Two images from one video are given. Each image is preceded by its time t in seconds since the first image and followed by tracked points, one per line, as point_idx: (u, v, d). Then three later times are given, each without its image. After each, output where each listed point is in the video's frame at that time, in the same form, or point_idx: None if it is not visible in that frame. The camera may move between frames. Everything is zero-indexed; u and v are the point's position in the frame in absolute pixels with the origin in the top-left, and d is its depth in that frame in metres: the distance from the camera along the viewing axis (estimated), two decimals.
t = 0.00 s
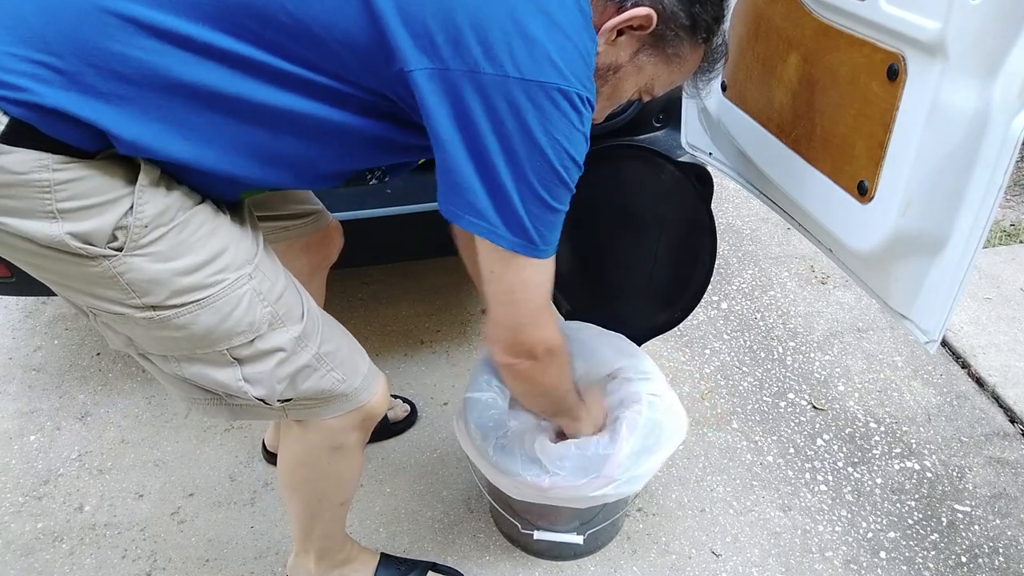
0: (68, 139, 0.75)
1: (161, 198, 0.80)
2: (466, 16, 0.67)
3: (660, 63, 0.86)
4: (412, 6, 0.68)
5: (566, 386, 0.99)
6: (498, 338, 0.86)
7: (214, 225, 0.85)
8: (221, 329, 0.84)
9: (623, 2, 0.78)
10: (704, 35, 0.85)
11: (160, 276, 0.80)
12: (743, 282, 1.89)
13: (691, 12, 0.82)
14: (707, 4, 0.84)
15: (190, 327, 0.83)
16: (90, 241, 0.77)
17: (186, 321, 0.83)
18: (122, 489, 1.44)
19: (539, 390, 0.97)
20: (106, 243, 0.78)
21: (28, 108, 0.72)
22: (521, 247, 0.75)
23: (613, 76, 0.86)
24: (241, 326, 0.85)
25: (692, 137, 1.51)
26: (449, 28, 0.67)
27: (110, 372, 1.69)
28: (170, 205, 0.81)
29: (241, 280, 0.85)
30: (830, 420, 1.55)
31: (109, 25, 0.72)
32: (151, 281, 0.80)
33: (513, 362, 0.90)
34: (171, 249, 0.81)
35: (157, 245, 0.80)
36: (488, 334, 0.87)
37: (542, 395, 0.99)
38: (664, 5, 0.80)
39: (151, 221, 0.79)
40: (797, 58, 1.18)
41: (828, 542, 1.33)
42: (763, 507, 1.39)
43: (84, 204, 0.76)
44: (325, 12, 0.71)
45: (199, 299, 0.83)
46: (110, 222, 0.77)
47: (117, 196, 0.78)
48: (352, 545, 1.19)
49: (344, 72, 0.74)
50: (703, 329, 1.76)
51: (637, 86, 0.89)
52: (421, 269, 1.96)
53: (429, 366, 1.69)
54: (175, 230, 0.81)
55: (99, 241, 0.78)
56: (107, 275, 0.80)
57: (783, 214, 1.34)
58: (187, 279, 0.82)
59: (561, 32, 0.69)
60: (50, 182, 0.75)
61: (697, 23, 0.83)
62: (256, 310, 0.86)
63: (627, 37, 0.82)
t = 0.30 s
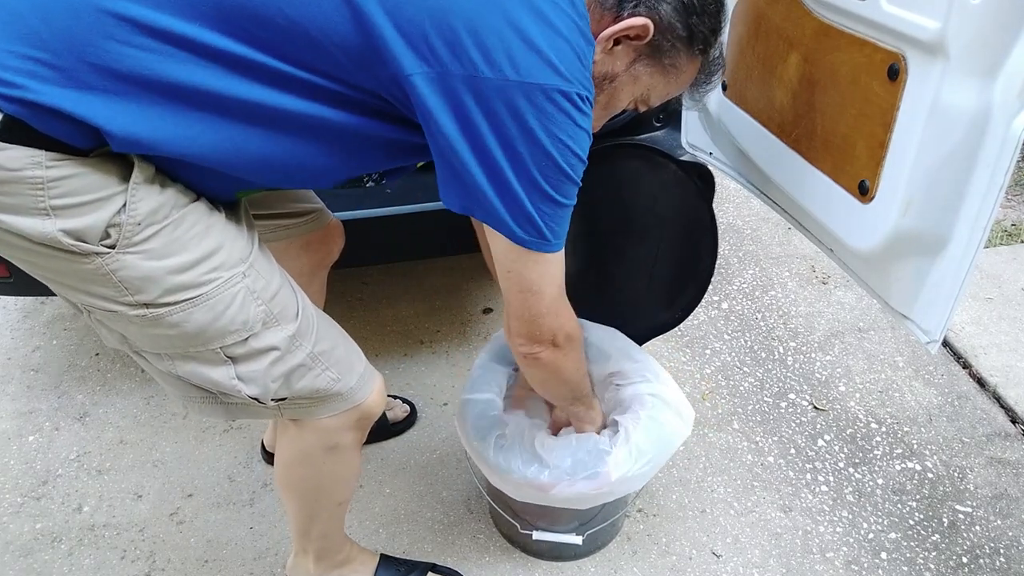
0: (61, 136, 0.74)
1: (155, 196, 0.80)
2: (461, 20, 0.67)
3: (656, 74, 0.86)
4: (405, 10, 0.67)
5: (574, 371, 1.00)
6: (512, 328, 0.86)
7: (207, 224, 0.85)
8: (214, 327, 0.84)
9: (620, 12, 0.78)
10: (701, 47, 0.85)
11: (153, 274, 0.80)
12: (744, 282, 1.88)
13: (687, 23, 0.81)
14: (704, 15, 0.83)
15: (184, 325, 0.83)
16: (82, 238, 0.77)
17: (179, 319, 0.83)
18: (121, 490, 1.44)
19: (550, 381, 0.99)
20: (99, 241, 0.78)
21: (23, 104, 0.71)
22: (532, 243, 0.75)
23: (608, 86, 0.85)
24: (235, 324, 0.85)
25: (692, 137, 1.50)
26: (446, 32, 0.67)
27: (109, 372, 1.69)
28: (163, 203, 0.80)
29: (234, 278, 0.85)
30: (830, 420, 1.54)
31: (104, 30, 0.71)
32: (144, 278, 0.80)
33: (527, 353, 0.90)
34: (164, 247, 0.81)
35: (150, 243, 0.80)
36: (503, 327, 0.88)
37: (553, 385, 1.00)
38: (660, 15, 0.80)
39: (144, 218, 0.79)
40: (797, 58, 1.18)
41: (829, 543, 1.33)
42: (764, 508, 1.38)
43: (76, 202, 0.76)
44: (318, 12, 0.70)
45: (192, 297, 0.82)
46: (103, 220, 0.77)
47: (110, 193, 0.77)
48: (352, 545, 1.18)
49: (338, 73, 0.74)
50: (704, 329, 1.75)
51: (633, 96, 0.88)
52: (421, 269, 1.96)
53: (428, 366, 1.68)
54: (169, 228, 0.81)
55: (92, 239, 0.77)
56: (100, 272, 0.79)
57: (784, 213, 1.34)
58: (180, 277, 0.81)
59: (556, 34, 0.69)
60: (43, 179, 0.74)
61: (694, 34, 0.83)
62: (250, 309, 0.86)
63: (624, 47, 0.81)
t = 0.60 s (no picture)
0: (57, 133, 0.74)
1: (151, 194, 0.79)
2: (457, 12, 0.67)
3: (657, 69, 0.85)
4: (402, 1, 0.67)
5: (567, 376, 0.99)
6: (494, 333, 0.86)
7: (205, 222, 0.85)
8: (212, 326, 0.84)
9: (620, 6, 0.78)
10: (702, 41, 0.85)
11: (150, 272, 0.80)
12: (744, 281, 1.88)
13: (688, 16, 0.81)
14: (705, 9, 0.83)
15: (181, 324, 0.83)
16: (79, 237, 0.77)
17: (177, 318, 0.82)
18: (120, 490, 1.43)
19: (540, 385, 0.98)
20: (95, 239, 0.77)
21: (17, 101, 0.71)
22: (518, 245, 0.75)
23: (608, 81, 0.85)
24: (232, 323, 0.85)
25: (692, 137, 1.50)
26: (439, 22, 0.67)
27: (109, 372, 1.69)
28: (160, 201, 0.80)
29: (232, 276, 0.85)
30: (831, 420, 1.54)
31: (100, 20, 0.71)
32: (141, 277, 0.80)
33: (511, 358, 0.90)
34: (161, 245, 0.80)
35: (147, 241, 0.80)
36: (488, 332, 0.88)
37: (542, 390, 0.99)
38: (660, 10, 0.80)
39: (141, 216, 0.79)
40: (798, 57, 1.17)
41: (830, 543, 1.33)
42: (764, 508, 1.38)
43: (73, 200, 0.76)
44: (313, 5, 0.70)
45: (189, 296, 0.82)
46: (99, 218, 0.77)
47: (106, 191, 0.77)
48: (352, 545, 1.18)
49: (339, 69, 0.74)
50: (704, 329, 1.75)
51: (634, 92, 0.88)
52: (421, 269, 1.95)
53: (428, 366, 1.68)
54: (166, 227, 0.81)
55: (89, 237, 0.77)
56: (97, 271, 0.79)
57: (784, 213, 1.34)
58: (177, 276, 0.81)
59: (553, 29, 0.69)
60: (39, 177, 0.74)
61: (695, 28, 0.83)
62: (247, 308, 0.86)
63: (624, 42, 0.81)
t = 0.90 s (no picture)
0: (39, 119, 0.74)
1: (136, 187, 0.79)
2: None
3: (659, 30, 0.79)
4: None
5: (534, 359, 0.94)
6: (451, 313, 0.79)
7: (191, 217, 0.84)
8: (196, 321, 0.84)
9: None
10: None
11: (135, 266, 0.80)
12: (744, 282, 1.88)
13: None
14: None
15: (165, 319, 0.83)
16: (63, 230, 0.77)
17: (161, 313, 0.82)
18: (120, 490, 1.43)
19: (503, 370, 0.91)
20: (79, 232, 0.77)
21: None
22: (481, 221, 0.69)
23: (607, 46, 0.79)
24: (216, 320, 0.85)
25: (692, 137, 1.49)
26: None
27: (109, 372, 1.69)
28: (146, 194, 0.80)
29: (218, 273, 0.85)
30: (831, 421, 1.54)
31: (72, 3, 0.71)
32: (126, 271, 0.80)
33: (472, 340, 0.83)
34: (146, 240, 0.80)
35: (131, 236, 0.80)
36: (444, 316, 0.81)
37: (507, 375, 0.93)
38: None
39: (124, 210, 0.78)
40: (798, 57, 1.17)
41: (829, 543, 1.33)
42: (764, 508, 1.38)
43: (56, 194, 0.76)
44: None
45: (174, 290, 0.82)
46: (82, 212, 0.77)
47: (89, 184, 0.77)
48: (351, 545, 1.18)
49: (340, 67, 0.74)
50: (704, 329, 1.75)
51: (637, 58, 0.82)
52: (421, 269, 1.95)
53: (428, 366, 1.68)
54: (152, 221, 0.81)
55: (72, 231, 0.77)
56: (81, 264, 0.79)
57: (784, 213, 1.34)
58: (161, 270, 0.81)
59: None
60: (22, 169, 0.74)
61: None
62: (232, 305, 0.86)
63: (620, 5, 0.75)
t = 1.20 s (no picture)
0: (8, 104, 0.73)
1: (112, 184, 0.78)
2: None
3: None
4: None
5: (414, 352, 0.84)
6: (320, 249, 0.65)
7: (171, 215, 0.83)
8: (172, 321, 0.84)
9: None
10: None
11: (111, 266, 0.80)
12: (744, 281, 1.88)
13: None
14: None
15: (141, 318, 0.83)
16: (38, 226, 0.76)
17: (137, 312, 0.83)
18: (120, 490, 1.43)
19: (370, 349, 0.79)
20: (54, 229, 0.77)
21: None
22: (421, 167, 0.59)
23: None
24: (191, 320, 0.85)
25: (693, 136, 1.49)
26: None
27: (108, 372, 1.68)
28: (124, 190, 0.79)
29: (195, 274, 0.84)
30: (831, 421, 1.54)
31: None
32: (103, 269, 0.80)
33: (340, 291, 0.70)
34: (122, 239, 0.80)
35: (109, 234, 0.79)
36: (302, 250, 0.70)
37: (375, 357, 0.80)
38: None
39: (100, 208, 0.78)
40: (799, 57, 1.17)
41: (829, 543, 1.33)
42: (764, 508, 1.38)
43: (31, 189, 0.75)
44: None
45: (148, 290, 0.82)
46: (56, 209, 0.76)
47: (63, 180, 0.76)
48: (347, 545, 1.18)
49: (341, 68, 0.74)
50: (704, 329, 1.75)
51: None
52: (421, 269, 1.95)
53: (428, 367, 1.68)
54: (131, 219, 0.80)
55: (47, 228, 0.77)
56: (57, 261, 0.79)
57: (784, 212, 1.34)
58: (138, 270, 0.81)
59: None
60: None
61: None
62: (209, 306, 0.86)
63: None
